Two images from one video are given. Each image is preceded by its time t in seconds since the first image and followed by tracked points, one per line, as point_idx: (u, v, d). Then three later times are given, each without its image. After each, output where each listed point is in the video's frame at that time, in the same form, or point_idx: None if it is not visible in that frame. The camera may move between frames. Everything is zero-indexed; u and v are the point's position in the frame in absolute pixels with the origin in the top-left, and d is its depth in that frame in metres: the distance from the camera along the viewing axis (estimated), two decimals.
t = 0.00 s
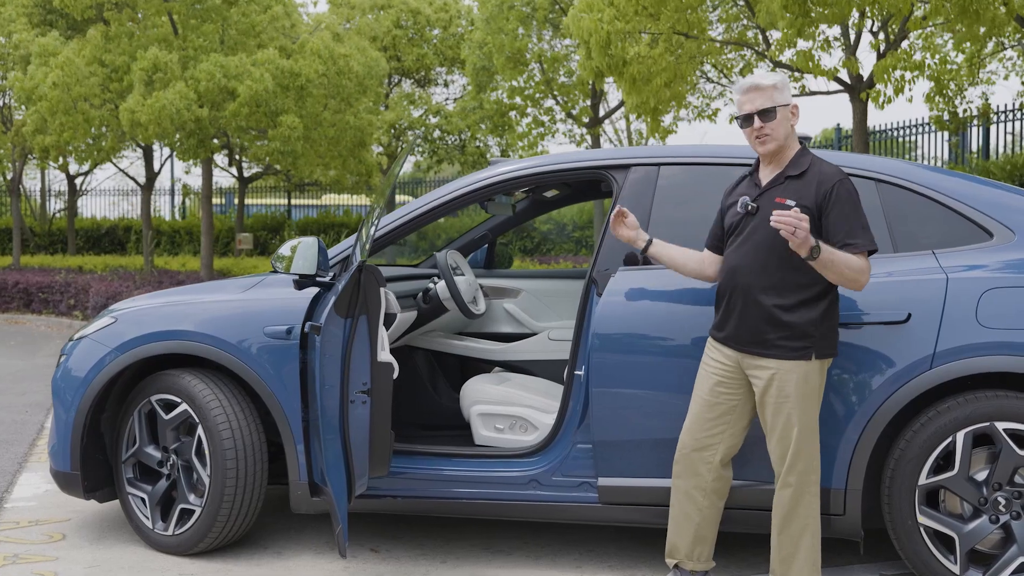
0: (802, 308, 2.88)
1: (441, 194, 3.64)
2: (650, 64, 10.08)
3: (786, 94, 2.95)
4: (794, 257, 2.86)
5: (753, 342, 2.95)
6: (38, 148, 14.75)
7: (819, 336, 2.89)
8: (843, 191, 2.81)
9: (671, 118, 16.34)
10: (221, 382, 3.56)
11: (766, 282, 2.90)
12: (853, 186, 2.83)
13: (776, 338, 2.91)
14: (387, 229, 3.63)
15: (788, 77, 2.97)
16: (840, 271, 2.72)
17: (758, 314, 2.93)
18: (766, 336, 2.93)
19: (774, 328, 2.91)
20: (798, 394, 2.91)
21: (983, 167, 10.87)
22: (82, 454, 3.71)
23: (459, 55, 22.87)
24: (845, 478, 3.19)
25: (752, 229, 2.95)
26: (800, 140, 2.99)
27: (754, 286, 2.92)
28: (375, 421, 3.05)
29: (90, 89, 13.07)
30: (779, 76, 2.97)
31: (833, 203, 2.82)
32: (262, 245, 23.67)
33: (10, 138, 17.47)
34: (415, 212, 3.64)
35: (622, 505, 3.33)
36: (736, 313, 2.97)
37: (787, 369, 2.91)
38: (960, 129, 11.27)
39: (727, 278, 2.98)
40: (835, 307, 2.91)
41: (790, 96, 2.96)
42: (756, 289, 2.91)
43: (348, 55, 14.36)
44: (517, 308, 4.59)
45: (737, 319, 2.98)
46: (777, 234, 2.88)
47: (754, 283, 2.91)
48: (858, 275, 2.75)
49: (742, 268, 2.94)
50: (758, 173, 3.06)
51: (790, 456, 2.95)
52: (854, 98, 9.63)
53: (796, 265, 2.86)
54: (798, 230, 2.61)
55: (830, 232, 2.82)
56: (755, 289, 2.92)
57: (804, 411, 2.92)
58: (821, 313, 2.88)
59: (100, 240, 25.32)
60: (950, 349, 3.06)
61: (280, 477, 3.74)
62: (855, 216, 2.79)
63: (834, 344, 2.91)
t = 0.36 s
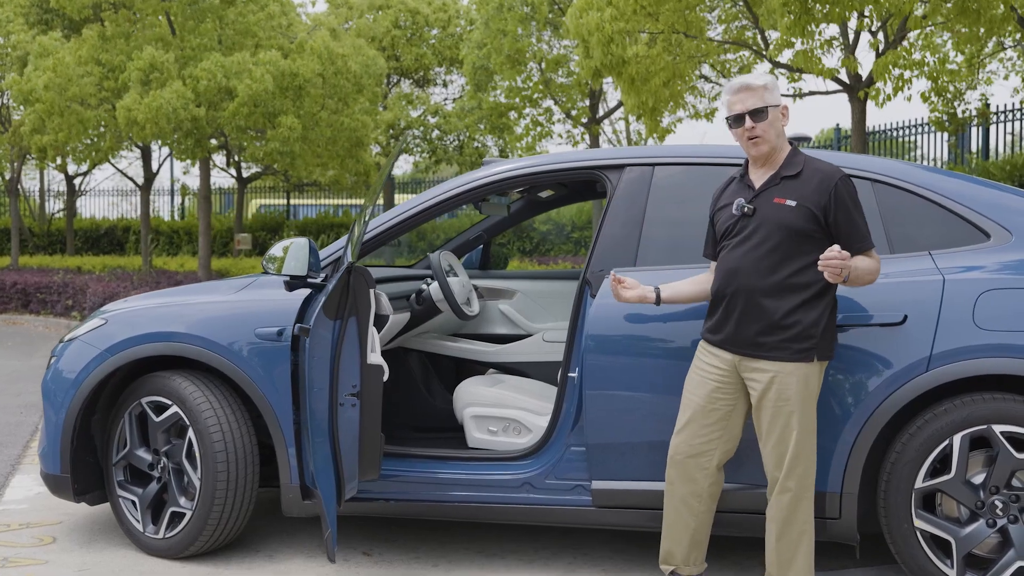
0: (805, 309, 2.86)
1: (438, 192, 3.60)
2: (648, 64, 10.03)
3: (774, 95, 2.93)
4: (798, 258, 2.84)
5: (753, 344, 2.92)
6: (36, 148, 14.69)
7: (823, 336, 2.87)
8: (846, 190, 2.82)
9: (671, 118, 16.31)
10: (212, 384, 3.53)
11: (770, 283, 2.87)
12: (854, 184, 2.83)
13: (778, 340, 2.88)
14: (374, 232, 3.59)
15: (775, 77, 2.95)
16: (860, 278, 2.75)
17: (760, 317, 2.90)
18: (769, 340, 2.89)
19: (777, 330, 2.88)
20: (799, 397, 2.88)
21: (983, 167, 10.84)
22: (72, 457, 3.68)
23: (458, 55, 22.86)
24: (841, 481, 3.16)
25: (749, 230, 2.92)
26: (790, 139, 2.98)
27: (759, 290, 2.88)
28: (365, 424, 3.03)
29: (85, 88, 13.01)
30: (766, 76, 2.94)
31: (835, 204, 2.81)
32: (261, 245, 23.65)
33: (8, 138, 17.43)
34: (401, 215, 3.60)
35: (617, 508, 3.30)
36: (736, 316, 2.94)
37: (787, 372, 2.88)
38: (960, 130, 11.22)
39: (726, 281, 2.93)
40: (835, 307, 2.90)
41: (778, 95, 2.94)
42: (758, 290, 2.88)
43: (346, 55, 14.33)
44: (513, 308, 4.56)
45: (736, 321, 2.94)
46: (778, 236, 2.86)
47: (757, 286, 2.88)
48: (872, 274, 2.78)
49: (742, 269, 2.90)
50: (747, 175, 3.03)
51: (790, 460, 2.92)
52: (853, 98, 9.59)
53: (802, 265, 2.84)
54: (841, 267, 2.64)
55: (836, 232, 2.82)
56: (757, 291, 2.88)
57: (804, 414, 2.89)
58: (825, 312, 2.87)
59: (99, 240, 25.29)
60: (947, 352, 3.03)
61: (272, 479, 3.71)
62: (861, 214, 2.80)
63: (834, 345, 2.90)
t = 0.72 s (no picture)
0: (798, 309, 2.83)
1: (435, 193, 3.58)
2: (648, 64, 10.00)
3: (761, 99, 2.88)
4: (791, 260, 2.82)
5: (746, 346, 2.90)
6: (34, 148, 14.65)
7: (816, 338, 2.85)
8: (840, 190, 2.79)
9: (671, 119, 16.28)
10: (205, 385, 3.51)
11: (762, 283, 2.85)
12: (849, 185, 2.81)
13: (770, 342, 2.86)
14: (369, 232, 3.57)
15: (763, 78, 2.89)
16: (848, 279, 2.72)
17: (753, 318, 2.88)
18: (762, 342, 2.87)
19: (770, 332, 2.86)
20: (791, 400, 2.86)
21: (984, 169, 10.81)
22: (66, 460, 3.65)
23: (458, 55, 22.83)
24: (839, 484, 3.13)
25: (744, 231, 2.90)
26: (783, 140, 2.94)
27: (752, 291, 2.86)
28: (358, 427, 3.00)
29: (83, 88, 12.97)
30: (752, 80, 2.89)
31: (830, 207, 2.79)
32: (261, 246, 23.63)
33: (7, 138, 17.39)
34: (398, 215, 3.58)
35: (614, 511, 3.27)
36: (730, 317, 2.91)
37: (780, 375, 2.86)
38: (962, 131, 11.18)
39: (720, 282, 2.91)
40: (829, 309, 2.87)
41: (768, 97, 2.89)
42: (752, 291, 2.86)
43: (346, 55, 14.30)
44: (510, 310, 4.55)
45: (729, 323, 2.92)
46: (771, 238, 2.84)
47: (750, 287, 2.86)
48: (868, 275, 2.74)
49: (736, 270, 2.88)
50: (743, 176, 3.01)
51: (784, 461, 2.89)
52: (853, 99, 9.56)
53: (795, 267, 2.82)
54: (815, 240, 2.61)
55: (832, 234, 2.79)
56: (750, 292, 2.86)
57: (797, 417, 2.87)
58: (820, 314, 2.85)
59: (99, 240, 25.26)
60: (945, 354, 3.00)
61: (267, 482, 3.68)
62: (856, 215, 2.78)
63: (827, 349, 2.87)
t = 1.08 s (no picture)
0: (784, 314, 2.82)
1: (434, 194, 3.56)
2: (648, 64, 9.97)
3: (743, 106, 2.85)
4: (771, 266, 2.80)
5: (735, 348, 2.88)
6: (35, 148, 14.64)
7: (803, 343, 2.81)
8: (825, 196, 2.72)
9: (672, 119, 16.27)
10: (202, 387, 3.49)
11: (749, 287, 2.84)
12: (837, 188, 2.73)
13: (757, 345, 2.85)
14: (368, 232, 3.56)
15: (751, 83, 2.85)
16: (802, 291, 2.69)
17: (742, 321, 2.87)
18: (747, 345, 2.87)
19: (756, 335, 2.85)
20: (777, 404, 2.83)
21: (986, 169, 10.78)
22: (62, 462, 3.63)
23: (459, 56, 22.82)
24: (839, 487, 3.11)
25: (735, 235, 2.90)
26: (780, 142, 2.89)
27: (738, 296, 2.86)
28: (353, 429, 2.98)
29: (84, 88, 12.95)
30: (738, 85, 2.86)
31: (809, 212, 2.74)
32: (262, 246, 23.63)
33: (8, 138, 17.39)
34: (398, 214, 3.56)
35: (612, 514, 3.25)
36: (721, 319, 2.91)
37: (767, 378, 2.84)
38: (964, 131, 11.14)
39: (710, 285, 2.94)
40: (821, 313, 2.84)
41: (752, 104, 2.85)
42: (736, 295, 2.86)
43: (349, 55, 14.28)
44: (510, 311, 4.55)
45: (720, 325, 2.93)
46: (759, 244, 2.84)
47: (735, 291, 2.86)
48: (835, 286, 2.67)
49: (724, 274, 2.90)
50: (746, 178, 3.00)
51: (774, 464, 2.88)
52: (854, 99, 9.54)
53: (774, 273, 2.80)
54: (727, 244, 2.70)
55: (812, 241, 2.74)
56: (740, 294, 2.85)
57: (785, 420, 2.84)
58: (806, 319, 2.81)
59: (100, 241, 25.27)
60: (946, 356, 2.98)
61: (264, 484, 3.67)
62: (838, 220, 2.69)
63: (819, 352, 2.83)
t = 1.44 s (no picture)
0: (767, 319, 2.79)
1: (434, 195, 3.54)
2: (650, 67, 9.96)
3: (736, 104, 2.82)
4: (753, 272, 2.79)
5: (722, 353, 2.87)
6: (37, 151, 14.63)
7: (787, 348, 2.79)
8: (803, 204, 2.70)
9: (673, 121, 16.25)
10: (198, 391, 3.47)
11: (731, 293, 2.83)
12: (817, 196, 2.70)
13: (742, 350, 2.83)
14: (370, 233, 3.53)
15: (744, 81, 2.82)
16: (776, 304, 2.70)
17: (727, 326, 2.85)
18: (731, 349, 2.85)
19: (740, 339, 2.83)
20: (762, 407, 2.81)
21: (989, 171, 10.75)
22: (58, 465, 3.61)
23: (461, 58, 22.82)
24: (838, 491, 3.09)
25: (721, 237, 2.89)
26: (772, 143, 2.86)
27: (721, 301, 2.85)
28: (349, 433, 2.97)
29: (87, 92, 12.96)
30: (732, 84, 2.83)
31: (791, 219, 2.72)
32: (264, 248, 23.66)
33: (10, 140, 17.40)
34: (402, 215, 3.53)
35: (610, 518, 3.23)
36: (708, 324, 2.89)
37: (752, 383, 2.81)
38: (967, 134, 11.11)
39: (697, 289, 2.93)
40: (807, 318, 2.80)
41: (745, 103, 2.82)
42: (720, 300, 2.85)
43: (352, 57, 14.26)
44: (509, 314, 4.54)
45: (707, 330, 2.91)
46: (740, 247, 2.82)
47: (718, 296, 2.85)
48: (809, 297, 2.67)
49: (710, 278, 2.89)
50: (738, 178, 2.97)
51: (765, 469, 2.86)
52: (856, 101, 9.51)
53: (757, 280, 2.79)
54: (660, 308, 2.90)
55: (789, 249, 2.72)
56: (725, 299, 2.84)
57: (772, 424, 2.82)
58: (790, 325, 2.78)
59: (103, 243, 25.32)
60: (945, 360, 2.96)
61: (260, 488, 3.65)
62: (814, 231, 2.67)
63: (805, 357, 2.80)
